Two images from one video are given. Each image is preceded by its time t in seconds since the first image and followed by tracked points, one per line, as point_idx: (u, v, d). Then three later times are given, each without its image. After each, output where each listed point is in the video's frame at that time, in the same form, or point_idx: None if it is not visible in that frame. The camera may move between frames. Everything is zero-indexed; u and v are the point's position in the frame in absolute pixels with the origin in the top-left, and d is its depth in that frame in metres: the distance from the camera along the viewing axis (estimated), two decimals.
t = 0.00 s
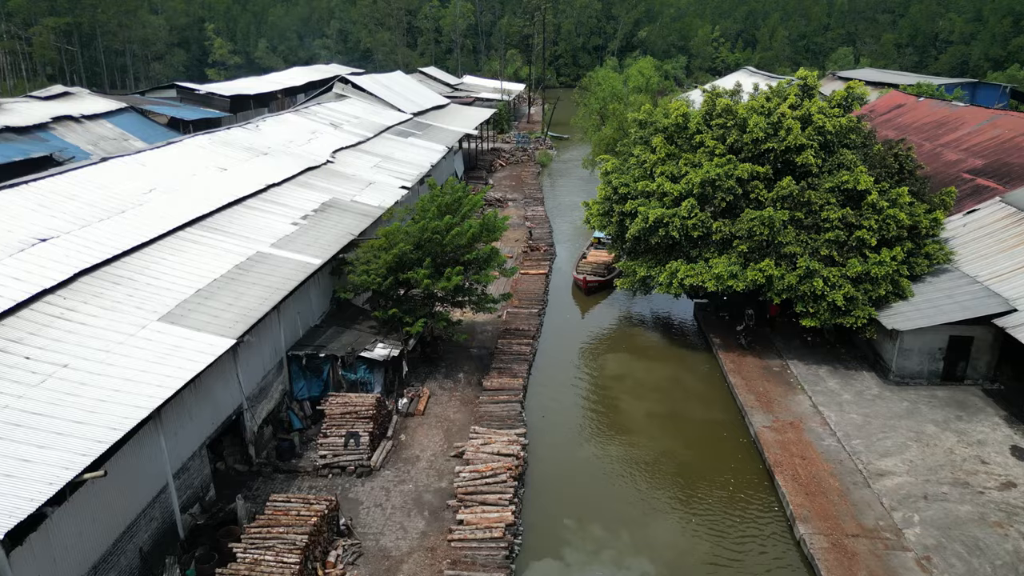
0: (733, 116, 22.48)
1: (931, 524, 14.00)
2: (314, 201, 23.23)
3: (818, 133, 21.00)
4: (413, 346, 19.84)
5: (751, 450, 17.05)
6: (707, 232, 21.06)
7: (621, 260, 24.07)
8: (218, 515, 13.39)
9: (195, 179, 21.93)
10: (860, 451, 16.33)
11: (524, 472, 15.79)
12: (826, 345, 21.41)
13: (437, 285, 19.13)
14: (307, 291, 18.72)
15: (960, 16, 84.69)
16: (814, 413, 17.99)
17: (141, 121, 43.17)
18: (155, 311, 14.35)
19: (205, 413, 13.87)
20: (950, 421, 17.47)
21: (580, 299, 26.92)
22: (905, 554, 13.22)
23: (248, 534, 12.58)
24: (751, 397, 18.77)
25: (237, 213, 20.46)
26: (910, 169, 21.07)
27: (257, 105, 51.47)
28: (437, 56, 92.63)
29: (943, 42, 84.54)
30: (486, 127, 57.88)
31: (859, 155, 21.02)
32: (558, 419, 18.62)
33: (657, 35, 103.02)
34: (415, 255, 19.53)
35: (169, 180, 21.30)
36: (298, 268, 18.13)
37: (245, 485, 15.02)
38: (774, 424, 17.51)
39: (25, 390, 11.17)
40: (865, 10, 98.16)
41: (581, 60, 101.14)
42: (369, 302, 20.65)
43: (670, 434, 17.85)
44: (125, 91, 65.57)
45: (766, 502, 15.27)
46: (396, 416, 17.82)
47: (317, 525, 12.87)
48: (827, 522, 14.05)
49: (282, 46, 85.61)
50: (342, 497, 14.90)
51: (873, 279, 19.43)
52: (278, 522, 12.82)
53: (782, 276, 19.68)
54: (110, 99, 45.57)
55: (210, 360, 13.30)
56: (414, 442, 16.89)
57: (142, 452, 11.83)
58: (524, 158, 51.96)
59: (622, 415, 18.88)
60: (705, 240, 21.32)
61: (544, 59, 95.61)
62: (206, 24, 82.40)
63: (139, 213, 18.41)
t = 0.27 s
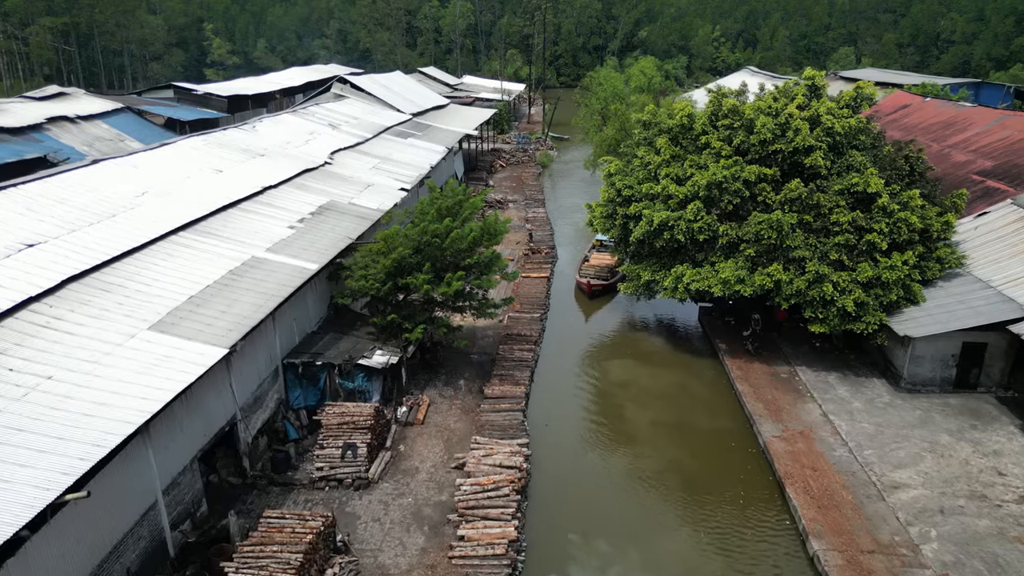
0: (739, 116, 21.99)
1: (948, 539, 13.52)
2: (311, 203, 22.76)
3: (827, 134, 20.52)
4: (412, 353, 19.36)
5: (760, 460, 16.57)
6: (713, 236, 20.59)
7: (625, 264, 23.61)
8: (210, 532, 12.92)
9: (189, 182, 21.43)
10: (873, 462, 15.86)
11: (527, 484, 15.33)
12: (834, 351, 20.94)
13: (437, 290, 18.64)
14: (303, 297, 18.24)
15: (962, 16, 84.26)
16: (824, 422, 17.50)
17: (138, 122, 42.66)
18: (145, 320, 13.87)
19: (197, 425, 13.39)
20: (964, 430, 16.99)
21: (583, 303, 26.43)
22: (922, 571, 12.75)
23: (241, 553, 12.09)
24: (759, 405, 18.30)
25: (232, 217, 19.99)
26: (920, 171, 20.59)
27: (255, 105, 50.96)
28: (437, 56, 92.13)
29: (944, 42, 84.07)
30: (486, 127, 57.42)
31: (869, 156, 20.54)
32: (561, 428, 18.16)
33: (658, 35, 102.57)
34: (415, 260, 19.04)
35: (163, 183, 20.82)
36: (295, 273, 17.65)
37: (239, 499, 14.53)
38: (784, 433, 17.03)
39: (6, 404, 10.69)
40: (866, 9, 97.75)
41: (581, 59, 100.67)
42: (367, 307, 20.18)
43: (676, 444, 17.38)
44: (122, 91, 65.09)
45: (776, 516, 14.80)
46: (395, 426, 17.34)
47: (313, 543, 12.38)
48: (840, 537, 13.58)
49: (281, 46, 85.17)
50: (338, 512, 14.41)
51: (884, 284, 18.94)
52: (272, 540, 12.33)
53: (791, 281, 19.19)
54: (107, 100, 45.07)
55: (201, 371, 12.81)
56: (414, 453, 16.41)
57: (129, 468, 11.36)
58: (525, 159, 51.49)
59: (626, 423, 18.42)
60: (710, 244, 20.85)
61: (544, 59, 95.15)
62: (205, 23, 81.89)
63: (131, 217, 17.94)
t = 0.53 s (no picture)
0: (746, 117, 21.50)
1: (968, 555, 13.05)
2: (309, 206, 22.28)
3: (837, 135, 20.03)
4: (412, 359, 18.89)
5: (769, 471, 16.10)
6: (720, 239, 20.12)
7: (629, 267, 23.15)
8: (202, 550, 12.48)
9: (184, 184, 20.95)
10: (887, 473, 15.39)
11: (531, 497, 14.88)
12: (843, 356, 20.47)
13: (438, 295, 18.14)
14: (300, 302, 17.75)
15: (963, 15, 83.83)
16: (836, 431, 17.03)
17: (134, 122, 42.14)
18: (135, 328, 13.38)
19: (189, 438, 12.91)
20: (980, 440, 16.51)
21: (587, 307, 25.95)
22: None
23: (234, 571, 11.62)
24: (768, 413, 17.82)
25: (228, 220, 19.51)
26: (932, 173, 20.10)
27: (253, 105, 50.43)
28: (436, 56, 91.59)
29: (946, 41, 83.61)
30: (486, 127, 56.94)
31: (879, 158, 20.05)
32: (565, 437, 17.70)
33: (658, 35, 102.12)
34: (414, 264, 18.55)
35: (157, 185, 20.34)
36: (291, 278, 17.17)
37: (233, 513, 14.06)
38: (794, 442, 16.55)
39: None
40: (867, 9, 97.62)
41: (581, 59, 100.19)
42: (366, 312, 19.69)
43: (684, 455, 16.92)
44: (120, 91, 64.56)
45: (788, 531, 14.34)
46: (394, 435, 16.86)
47: (309, 561, 11.90)
48: (856, 554, 13.11)
49: (280, 46, 84.66)
50: (335, 527, 13.93)
51: (896, 289, 18.44)
52: (267, 558, 11.85)
53: (800, 285, 18.70)
54: (103, 100, 44.55)
55: (192, 382, 12.33)
56: (414, 464, 15.92)
57: (116, 485, 10.89)
58: (525, 160, 51.02)
59: (632, 432, 17.95)
60: (717, 247, 20.37)
61: (544, 59, 94.69)
62: (204, 23, 81.21)
63: (123, 221, 17.46)
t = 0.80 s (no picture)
0: (754, 118, 21.03)
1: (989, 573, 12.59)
2: (307, 209, 21.83)
3: (847, 136, 19.56)
4: (413, 367, 18.43)
5: (781, 483, 15.63)
6: (728, 243, 19.66)
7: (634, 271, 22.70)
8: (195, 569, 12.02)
9: (179, 187, 20.48)
10: (903, 486, 14.92)
11: (536, 511, 14.42)
12: (854, 363, 20.02)
13: (439, 301, 17.68)
14: (298, 308, 17.30)
15: (965, 15, 83.37)
16: (848, 440, 16.57)
17: (131, 123, 41.66)
18: (126, 338, 12.92)
19: (182, 452, 12.45)
20: (997, 450, 16.05)
21: (592, 311, 25.49)
22: None
23: None
24: (778, 421, 17.37)
25: (224, 224, 19.05)
26: (945, 175, 19.63)
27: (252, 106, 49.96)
28: (436, 56, 91.11)
29: (948, 41, 83.13)
30: (487, 128, 56.50)
31: (891, 160, 19.59)
32: (571, 447, 17.24)
33: (659, 35, 101.67)
34: (415, 269, 18.08)
35: (151, 188, 19.87)
36: (289, 284, 16.71)
37: (228, 528, 13.61)
38: (806, 453, 16.09)
39: None
40: (868, 9, 97.24)
41: (582, 59, 99.72)
42: (366, 318, 19.24)
43: (692, 466, 16.45)
44: (118, 91, 64.07)
45: (802, 546, 13.88)
46: (395, 446, 16.40)
47: None
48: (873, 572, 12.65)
49: (279, 46, 84.20)
50: (334, 542, 13.48)
51: (908, 294, 17.98)
52: None
53: (810, 291, 18.24)
54: (99, 100, 44.07)
55: (185, 395, 11.87)
56: (415, 476, 15.46)
57: (104, 504, 10.44)
58: (526, 161, 50.57)
59: (639, 442, 17.48)
60: (725, 251, 19.91)
61: (545, 60, 94.25)
62: (202, 22, 80.66)
63: (116, 225, 17.01)
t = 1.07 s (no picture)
0: (762, 118, 20.57)
1: None
2: (305, 211, 21.35)
3: (857, 137, 19.11)
4: (413, 374, 17.98)
5: (792, 495, 15.18)
6: (736, 247, 19.22)
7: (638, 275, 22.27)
8: None
9: (174, 189, 20.00)
10: (919, 498, 14.47)
11: (541, 525, 13.98)
12: (865, 369, 19.56)
13: (440, 306, 17.18)
14: (295, 315, 16.82)
15: (966, 15, 83.02)
16: (861, 450, 16.12)
17: (127, 123, 41.15)
18: (115, 348, 12.45)
19: (174, 467, 11.98)
20: (1015, 460, 15.60)
21: (596, 315, 25.04)
22: None
23: None
24: (788, 430, 16.92)
25: (219, 227, 18.57)
26: (958, 177, 19.16)
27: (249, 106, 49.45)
28: (435, 56, 90.59)
29: (948, 41, 82.75)
30: (486, 128, 56.04)
31: (902, 161, 19.14)
32: (576, 457, 16.81)
33: (658, 34, 101.24)
34: (415, 273, 17.58)
35: (145, 190, 19.40)
36: (285, 290, 16.23)
37: (222, 544, 13.16)
38: (818, 463, 15.64)
39: None
40: (868, 9, 96.95)
41: (581, 59, 99.27)
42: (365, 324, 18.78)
43: (701, 478, 15.99)
44: (114, 92, 63.55)
45: (815, 562, 13.44)
46: (395, 457, 15.94)
47: None
48: None
49: (277, 46, 83.65)
50: (332, 559, 13.03)
51: (922, 300, 17.52)
52: None
53: (821, 296, 17.78)
54: (95, 100, 43.55)
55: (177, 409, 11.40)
56: (416, 489, 15.01)
57: (91, 524, 9.98)
58: (526, 161, 50.13)
59: (645, 452, 17.04)
60: (733, 255, 19.47)
61: (544, 60, 93.80)
62: (200, 22, 80.04)
63: (108, 230, 16.52)
